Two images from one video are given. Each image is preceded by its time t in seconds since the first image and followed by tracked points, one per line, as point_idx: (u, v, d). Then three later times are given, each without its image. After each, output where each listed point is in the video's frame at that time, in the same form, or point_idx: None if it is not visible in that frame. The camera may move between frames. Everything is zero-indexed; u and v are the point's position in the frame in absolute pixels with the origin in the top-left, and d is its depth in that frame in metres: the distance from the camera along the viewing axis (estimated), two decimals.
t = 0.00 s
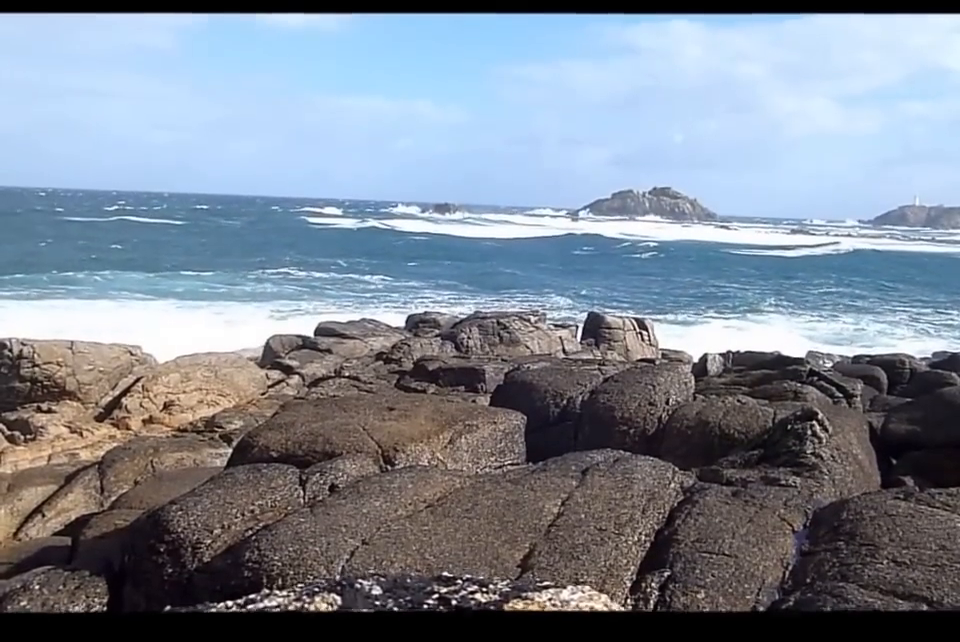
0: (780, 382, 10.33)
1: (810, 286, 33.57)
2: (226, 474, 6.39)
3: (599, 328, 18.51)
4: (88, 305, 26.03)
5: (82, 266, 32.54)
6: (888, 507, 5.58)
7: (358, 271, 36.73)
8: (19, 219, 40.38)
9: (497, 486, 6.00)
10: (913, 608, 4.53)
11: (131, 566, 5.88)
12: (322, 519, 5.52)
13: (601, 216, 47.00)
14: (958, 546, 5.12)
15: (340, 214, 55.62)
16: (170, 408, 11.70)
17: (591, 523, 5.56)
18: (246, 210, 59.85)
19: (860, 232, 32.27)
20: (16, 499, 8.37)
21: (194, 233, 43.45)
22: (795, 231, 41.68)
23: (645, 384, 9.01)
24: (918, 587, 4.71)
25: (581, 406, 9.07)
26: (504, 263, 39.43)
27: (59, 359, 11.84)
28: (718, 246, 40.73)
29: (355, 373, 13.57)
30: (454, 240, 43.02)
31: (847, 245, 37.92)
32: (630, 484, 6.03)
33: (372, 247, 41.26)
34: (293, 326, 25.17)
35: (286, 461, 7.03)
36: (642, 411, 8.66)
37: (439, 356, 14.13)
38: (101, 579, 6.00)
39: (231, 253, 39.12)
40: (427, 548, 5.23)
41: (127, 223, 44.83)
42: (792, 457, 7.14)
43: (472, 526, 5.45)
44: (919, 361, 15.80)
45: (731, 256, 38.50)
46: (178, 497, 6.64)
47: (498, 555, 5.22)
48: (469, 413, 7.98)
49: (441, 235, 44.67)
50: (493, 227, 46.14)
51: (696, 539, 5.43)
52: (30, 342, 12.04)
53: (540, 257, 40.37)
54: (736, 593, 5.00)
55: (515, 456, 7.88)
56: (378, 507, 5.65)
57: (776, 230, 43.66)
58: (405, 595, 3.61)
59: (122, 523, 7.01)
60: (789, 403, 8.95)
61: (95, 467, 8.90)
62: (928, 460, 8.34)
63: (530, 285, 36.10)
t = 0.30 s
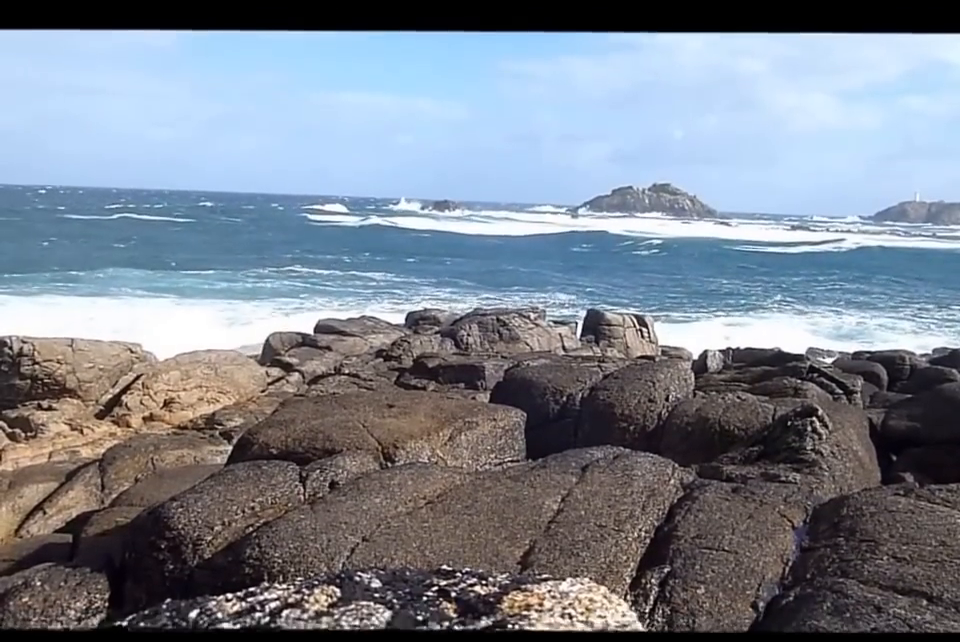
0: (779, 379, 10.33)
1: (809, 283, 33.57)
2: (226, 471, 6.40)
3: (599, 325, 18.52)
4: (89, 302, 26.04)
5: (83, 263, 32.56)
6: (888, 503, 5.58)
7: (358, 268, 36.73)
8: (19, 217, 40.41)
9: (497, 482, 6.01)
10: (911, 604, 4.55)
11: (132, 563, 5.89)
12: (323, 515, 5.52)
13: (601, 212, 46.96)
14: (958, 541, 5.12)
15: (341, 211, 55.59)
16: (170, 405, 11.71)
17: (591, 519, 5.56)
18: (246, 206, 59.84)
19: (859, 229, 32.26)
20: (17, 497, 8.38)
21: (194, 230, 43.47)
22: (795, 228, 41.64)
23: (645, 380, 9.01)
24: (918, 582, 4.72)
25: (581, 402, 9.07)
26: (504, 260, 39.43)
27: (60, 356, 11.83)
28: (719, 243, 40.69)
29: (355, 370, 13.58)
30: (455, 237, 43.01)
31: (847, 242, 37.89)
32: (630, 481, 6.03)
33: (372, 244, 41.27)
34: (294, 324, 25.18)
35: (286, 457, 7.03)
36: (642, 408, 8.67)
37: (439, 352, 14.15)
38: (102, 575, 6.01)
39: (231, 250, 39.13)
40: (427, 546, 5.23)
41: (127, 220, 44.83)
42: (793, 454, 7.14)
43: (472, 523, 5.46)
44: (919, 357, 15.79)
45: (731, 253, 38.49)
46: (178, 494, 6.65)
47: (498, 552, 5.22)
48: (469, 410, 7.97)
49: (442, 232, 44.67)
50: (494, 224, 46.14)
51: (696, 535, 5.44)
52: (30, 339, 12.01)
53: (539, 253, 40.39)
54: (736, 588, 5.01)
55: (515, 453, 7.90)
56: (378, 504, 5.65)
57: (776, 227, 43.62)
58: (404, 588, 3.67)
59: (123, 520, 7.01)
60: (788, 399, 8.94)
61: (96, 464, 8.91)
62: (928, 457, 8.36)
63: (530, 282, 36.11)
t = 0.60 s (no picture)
0: (779, 377, 10.33)
1: (810, 281, 33.55)
2: (226, 470, 6.39)
3: (599, 324, 18.50)
4: (89, 301, 26.01)
5: (83, 263, 32.53)
6: (889, 501, 5.58)
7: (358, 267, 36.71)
8: (19, 217, 40.42)
9: (497, 480, 6.01)
10: (912, 601, 4.54)
11: (133, 561, 5.89)
12: (323, 514, 5.52)
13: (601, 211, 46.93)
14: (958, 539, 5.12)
15: (340, 210, 55.56)
16: (170, 405, 11.71)
17: (591, 518, 5.56)
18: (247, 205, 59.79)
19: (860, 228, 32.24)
20: (17, 496, 8.38)
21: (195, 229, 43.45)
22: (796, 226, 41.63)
23: (645, 378, 9.01)
24: (918, 580, 4.72)
25: (581, 401, 9.06)
26: (504, 258, 39.41)
27: (60, 355, 11.79)
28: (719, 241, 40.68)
29: (355, 369, 13.58)
30: (455, 236, 42.98)
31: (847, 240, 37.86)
32: (629, 479, 6.03)
33: (373, 243, 41.25)
34: (294, 323, 25.18)
35: (286, 457, 7.05)
36: (642, 406, 8.66)
37: (438, 351, 14.15)
38: (103, 574, 6.01)
39: (231, 249, 39.12)
40: (427, 544, 5.23)
41: (127, 219, 44.82)
42: (792, 452, 7.14)
43: (472, 521, 5.46)
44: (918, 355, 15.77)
45: (731, 251, 38.48)
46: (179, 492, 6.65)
47: (499, 551, 5.23)
48: (468, 408, 7.96)
49: (442, 230, 44.65)
50: (494, 223, 46.12)
51: (695, 533, 5.44)
52: (30, 339, 11.96)
53: (540, 251, 40.37)
54: (736, 586, 5.01)
55: (515, 451, 7.91)
56: (378, 503, 5.65)
57: (776, 225, 43.61)
58: (400, 583, 3.39)
59: (123, 518, 7.02)
60: (788, 398, 8.94)
61: (96, 463, 8.90)
62: (928, 454, 8.36)
63: (531, 281, 36.10)
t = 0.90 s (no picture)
0: (779, 377, 10.32)
1: (810, 280, 33.55)
2: (226, 470, 6.38)
3: (598, 324, 18.50)
4: (88, 302, 26.00)
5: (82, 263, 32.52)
6: (888, 501, 5.57)
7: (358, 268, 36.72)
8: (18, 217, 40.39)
9: (497, 480, 6.00)
10: (911, 601, 4.53)
11: (133, 561, 5.88)
12: (323, 514, 5.51)
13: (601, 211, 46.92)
14: (958, 539, 5.11)
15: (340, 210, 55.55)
16: (170, 405, 11.71)
17: (590, 518, 5.56)
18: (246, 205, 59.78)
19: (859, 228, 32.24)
20: (17, 496, 8.38)
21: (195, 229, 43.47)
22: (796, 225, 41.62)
23: (645, 378, 9.00)
24: (918, 580, 4.71)
25: (580, 401, 9.06)
26: (504, 258, 39.42)
27: (60, 355, 11.76)
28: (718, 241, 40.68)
29: (354, 369, 13.57)
30: (455, 236, 42.98)
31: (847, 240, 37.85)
32: (629, 479, 6.03)
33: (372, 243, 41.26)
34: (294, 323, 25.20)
35: (285, 457, 7.04)
36: (641, 406, 8.66)
37: (437, 351, 14.14)
38: (103, 574, 6.00)
39: (231, 248, 39.15)
40: (426, 544, 5.23)
41: (127, 219, 44.84)
42: (792, 452, 7.13)
43: (472, 520, 5.46)
44: (919, 355, 15.75)
45: (731, 250, 38.48)
46: (178, 492, 6.64)
47: (497, 551, 5.23)
48: (468, 409, 7.95)
49: (442, 230, 44.64)
50: (493, 222, 46.12)
51: (695, 533, 5.43)
52: (30, 339, 11.92)
53: (539, 250, 40.37)
54: (736, 586, 5.00)
55: (515, 451, 7.92)
56: (378, 503, 5.65)
57: (776, 224, 43.60)
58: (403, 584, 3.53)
59: (123, 519, 7.00)
60: (788, 397, 8.93)
61: (96, 463, 8.89)
62: (927, 454, 8.36)
63: (530, 281, 36.10)
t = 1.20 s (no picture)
0: (776, 378, 10.32)
1: (807, 280, 33.59)
2: (224, 471, 6.37)
3: (596, 325, 18.48)
4: (86, 303, 25.99)
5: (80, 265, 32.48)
6: (887, 502, 5.57)
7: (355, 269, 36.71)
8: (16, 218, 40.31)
9: (494, 482, 5.99)
10: (909, 603, 4.53)
11: (130, 562, 5.87)
12: (320, 515, 5.51)
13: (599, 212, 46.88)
14: (956, 541, 5.11)
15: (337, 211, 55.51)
16: (167, 406, 11.68)
17: (588, 519, 5.55)
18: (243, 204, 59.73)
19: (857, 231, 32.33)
20: (15, 497, 8.37)
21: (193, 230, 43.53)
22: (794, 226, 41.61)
23: (642, 380, 9.00)
24: (916, 582, 4.70)
25: (578, 402, 9.05)
26: (502, 259, 39.46)
27: (58, 357, 11.75)
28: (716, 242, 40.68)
29: (352, 370, 13.57)
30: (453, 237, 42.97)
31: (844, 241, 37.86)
32: (627, 481, 6.01)
33: (370, 243, 41.30)
34: (292, 324, 25.18)
35: (283, 458, 7.02)
36: (638, 407, 8.66)
37: (436, 352, 14.15)
38: (101, 575, 5.99)
39: (229, 249, 39.20)
40: (424, 545, 5.21)
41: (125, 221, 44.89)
42: (790, 453, 7.12)
43: (470, 522, 5.45)
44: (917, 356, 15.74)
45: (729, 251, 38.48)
46: (176, 494, 6.63)
47: (494, 552, 5.22)
48: (466, 410, 7.95)
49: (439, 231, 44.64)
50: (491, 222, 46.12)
51: (692, 535, 5.43)
52: (28, 340, 11.92)
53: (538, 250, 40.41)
54: (734, 588, 4.99)
55: (512, 453, 7.90)
56: (375, 504, 5.63)
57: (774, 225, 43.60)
58: (405, 590, 3.79)
59: (120, 520, 6.98)
60: (786, 399, 8.92)
61: (94, 464, 8.89)
62: (926, 456, 8.35)
63: (528, 283, 36.09)
